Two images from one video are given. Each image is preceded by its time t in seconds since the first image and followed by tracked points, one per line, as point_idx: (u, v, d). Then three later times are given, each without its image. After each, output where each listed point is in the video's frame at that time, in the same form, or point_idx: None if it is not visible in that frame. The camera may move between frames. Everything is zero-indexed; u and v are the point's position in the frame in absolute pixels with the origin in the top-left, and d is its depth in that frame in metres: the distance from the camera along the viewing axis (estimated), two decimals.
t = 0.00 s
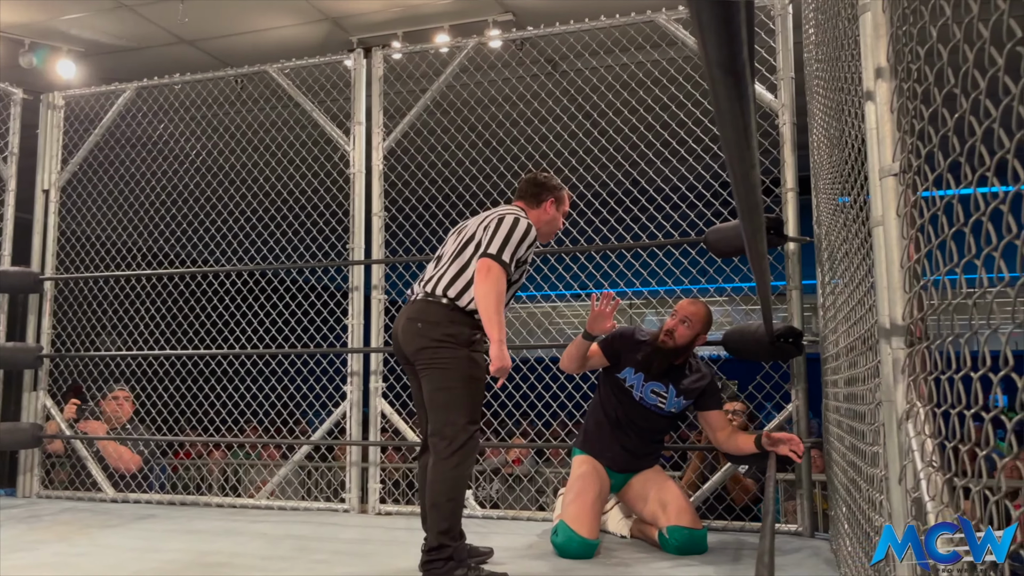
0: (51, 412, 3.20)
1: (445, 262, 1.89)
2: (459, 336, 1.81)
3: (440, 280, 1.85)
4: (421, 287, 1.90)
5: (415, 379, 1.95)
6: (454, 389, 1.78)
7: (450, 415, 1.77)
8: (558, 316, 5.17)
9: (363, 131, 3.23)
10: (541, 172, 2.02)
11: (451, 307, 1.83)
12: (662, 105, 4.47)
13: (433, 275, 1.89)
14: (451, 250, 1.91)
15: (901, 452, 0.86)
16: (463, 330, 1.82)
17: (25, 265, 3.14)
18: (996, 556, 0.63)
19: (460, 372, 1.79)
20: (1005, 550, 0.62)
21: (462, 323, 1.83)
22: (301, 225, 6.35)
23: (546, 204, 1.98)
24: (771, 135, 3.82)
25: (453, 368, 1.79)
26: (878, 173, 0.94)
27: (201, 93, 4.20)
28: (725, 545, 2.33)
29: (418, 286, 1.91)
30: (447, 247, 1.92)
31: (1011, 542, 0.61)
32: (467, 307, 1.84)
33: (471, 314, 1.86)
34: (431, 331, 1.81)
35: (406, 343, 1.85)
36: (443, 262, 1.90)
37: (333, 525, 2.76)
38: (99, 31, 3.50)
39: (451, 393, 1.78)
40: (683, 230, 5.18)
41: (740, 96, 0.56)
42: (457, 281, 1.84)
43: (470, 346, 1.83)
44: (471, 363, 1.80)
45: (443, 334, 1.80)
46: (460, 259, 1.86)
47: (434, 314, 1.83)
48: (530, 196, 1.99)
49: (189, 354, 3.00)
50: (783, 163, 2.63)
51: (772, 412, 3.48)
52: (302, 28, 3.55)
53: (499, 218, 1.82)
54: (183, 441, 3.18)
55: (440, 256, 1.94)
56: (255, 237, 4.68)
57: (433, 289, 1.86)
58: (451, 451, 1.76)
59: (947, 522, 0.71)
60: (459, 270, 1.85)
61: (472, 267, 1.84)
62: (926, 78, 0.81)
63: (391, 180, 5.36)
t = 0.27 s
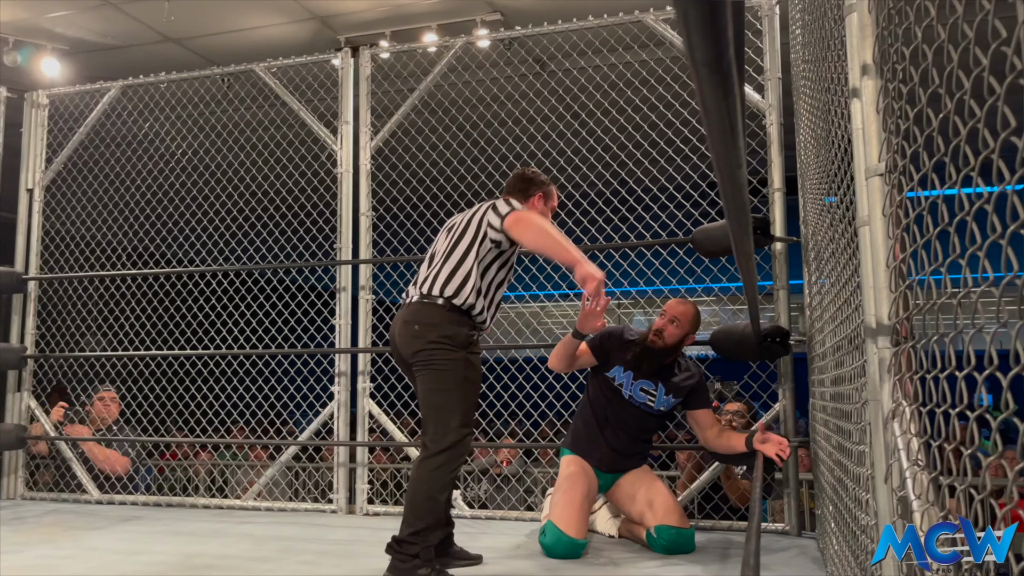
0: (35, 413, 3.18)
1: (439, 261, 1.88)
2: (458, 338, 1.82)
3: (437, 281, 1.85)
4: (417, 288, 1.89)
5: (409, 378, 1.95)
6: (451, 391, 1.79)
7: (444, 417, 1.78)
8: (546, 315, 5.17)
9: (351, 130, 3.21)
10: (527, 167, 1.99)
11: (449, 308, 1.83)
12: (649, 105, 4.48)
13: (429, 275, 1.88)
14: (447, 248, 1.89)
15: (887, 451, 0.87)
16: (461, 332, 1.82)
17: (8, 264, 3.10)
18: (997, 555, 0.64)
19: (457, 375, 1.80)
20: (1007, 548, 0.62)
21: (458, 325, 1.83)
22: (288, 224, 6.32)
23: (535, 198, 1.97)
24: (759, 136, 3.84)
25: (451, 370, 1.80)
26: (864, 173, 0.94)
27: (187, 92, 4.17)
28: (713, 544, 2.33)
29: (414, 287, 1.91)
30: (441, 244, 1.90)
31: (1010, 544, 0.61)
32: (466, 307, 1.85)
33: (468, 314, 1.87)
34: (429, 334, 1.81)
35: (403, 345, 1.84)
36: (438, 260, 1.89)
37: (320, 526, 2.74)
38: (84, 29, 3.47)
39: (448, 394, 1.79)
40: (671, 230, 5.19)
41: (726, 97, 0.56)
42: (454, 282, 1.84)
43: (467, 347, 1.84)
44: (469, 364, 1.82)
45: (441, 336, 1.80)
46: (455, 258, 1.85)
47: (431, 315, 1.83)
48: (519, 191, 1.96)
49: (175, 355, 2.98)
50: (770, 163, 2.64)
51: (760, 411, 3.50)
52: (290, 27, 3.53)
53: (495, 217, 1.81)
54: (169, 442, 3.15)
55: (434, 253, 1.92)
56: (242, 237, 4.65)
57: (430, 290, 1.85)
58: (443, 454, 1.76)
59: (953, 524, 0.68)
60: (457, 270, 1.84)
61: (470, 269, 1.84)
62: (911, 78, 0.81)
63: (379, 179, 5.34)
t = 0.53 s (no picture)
0: (26, 411, 3.16)
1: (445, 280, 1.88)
2: (460, 354, 1.80)
3: (439, 298, 1.85)
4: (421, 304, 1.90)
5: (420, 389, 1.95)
6: (455, 405, 1.78)
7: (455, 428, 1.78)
8: (540, 313, 5.17)
9: (345, 127, 3.20)
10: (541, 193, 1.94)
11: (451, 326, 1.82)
12: (644, 104, 4.48)
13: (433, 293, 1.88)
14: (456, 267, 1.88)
15: (883, 447, 0.87)
16: (464, 346, 1.81)
17: None
18: (997, 554, 0.65)
19: (462, 388, 1.78)
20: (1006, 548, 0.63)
21: (461, 338, 1.82)
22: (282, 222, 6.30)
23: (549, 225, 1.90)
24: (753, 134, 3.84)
25: (452, 387, 1.79)
26: (860, 172, 0.94)
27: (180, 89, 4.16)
28: (707, 542, 2.34)
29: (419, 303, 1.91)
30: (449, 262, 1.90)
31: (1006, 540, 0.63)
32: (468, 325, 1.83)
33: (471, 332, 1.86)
34: (431, 350, 1.80)
35: (407, 361, 1.85)
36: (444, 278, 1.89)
37: (314, 525, 2.74)
38: (75, 25, 3.45)
39: (454, 407, 1.78)
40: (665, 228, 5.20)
41: (730, 92, 0.57)
42: (456, 300, 1.83)
43: (470, 362, 1.82)
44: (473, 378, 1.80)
45: (443, 351, 1.80)
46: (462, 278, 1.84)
47: (433, 331, 1.82)
48: (532, 218, 1.90)
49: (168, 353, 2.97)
50: (764, 161, 2.64)
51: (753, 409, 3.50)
52: (283, 24, 3.52)
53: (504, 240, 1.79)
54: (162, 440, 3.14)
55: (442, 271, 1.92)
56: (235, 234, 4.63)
57: (432, 306, 1.85)
58: (460, 464, 1.76)
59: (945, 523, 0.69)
60: (460, 289, 1.83)
61: (475, 289, 1.83)
62: (907, 77, 0.81)
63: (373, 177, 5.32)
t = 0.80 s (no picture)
0: (21, 406, 3.16)
1: (462, 261, 1.90)
2: (473, 336, 1.81)
3: (456, 278, 1.86)
4: (436, 284, 1.90)
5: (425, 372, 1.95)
6: (463, 388, 1.78)
7: (459, 413, 1.77)
8: (537, 309, 5.18)
9: (341, 123, 3.19)
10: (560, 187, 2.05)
11: (467, 307, 1.83)
12: (640, 100, 4.48)
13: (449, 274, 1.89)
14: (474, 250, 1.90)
15: (879, 442, 0.87)
16: (477, 329, 1.82)
17: None
18: (997, 554, 0.65)
19: (471, 372, 1.79)
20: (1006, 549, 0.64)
21: (475, 322, 1.83)
22: (278, 218, 6.29)
23: (563, 216, 2.02)
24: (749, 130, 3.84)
25: (463, 368, 1.79)
26: (858, 167, 0.94)
27: (174, 83, 4.14)
28: (703, 537, 2.35)
29: (433, 282, 1.91)
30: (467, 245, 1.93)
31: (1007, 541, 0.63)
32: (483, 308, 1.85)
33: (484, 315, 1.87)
34: (444, 330, 1.81)
35: (418, 339, 1.85)
36: (461, 259, 1.90)
37: (311, 520, 2.74)
38: (69, 20, 3.43)
39: (461, 390, 1.78)
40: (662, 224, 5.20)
41: (733, 84, 0.56)
42: (474, 281, 1.84)
43: (482, 345, 1.83)
44: (484, 363, 1.81)
45: (456, 333, 1.80)
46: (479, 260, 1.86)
47: (449, 311, 1.83)
48: (549, 209, 2.02)
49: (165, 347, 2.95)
50: (761, 157, 2.64)
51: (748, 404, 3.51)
52: (278, 19, 3.51)
53: (525, 227, 1.82)
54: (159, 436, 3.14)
55: (459, 253, 1.94)
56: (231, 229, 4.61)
57: (448, 286, 1.86)
58: (457, 452, 1.76)
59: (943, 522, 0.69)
60: (478, 271, 1.85)
61: (491, 273, 1.84)
62: (906, 71, 0.80)
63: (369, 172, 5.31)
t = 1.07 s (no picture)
0: (18, 401, 3.15)
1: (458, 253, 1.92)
2: (463, 324, 1.81)
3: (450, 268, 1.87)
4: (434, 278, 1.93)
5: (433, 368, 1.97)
6: (453, 378, 1.78)
7: (450, 404, 1.77)
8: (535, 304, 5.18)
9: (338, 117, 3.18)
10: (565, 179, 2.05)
11: (460, 296, 1.84)
12: (638, 95, 4.47)
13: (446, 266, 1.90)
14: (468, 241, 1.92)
15: (876, 436, 0.88)
16: (468, 319, 1.82)
17: None
18: (998, 554, 0.65)
19: (464, 363, 1.79)
20: (1006, 549, 0.64)
21: (468, 312, 1.83)
22: (275, 212, 6.28)
23: (569, 207, 2.01)
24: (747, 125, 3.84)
25: (454, 358, 1.79)
26: (855, 162, 0.94)
27: (171, 77, 4.13)
28: (700, 531, 2.35)
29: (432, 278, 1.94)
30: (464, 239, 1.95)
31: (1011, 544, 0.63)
32: (477, 295, 1.84)
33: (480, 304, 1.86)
34: (436, 320, 1.82)
35: (417, 332, 1.87)
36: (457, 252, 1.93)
37: (308, 514, 2.74)
38: (65, 14, 3.42)
39: (450, 380, 1.78)
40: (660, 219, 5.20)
41: (731, 79, 0.56)
42: (467, 269, 1.85)
43: (474, 334, 1.82)
44: (474, 351, 1.80)
45: (448, 323, 1.81)
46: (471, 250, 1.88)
47: (442, 301, 1.84)
48: (554, 200, 2.02)
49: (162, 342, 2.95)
50: (758, 153, 2.64)
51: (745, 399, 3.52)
52: (275, 14, 3.50)
53: (510, 210, 1.83)
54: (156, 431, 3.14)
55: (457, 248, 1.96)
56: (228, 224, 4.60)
57: (442, 277, 1.87)
58: (446, 444, 1.75)
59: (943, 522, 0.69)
60: (471, 259, 1.86)
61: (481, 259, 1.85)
62: (904, 66, 0.80)
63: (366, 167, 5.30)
